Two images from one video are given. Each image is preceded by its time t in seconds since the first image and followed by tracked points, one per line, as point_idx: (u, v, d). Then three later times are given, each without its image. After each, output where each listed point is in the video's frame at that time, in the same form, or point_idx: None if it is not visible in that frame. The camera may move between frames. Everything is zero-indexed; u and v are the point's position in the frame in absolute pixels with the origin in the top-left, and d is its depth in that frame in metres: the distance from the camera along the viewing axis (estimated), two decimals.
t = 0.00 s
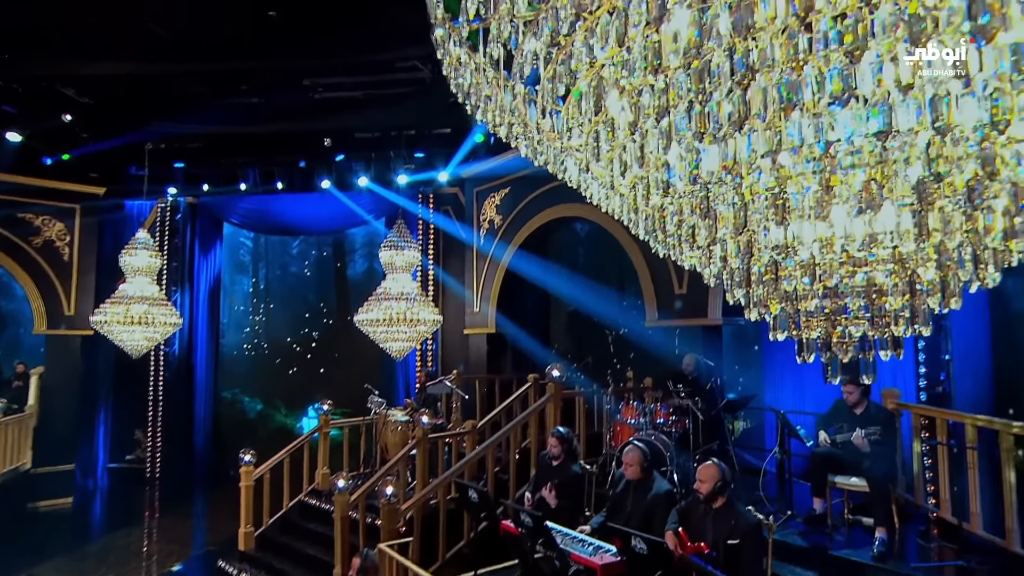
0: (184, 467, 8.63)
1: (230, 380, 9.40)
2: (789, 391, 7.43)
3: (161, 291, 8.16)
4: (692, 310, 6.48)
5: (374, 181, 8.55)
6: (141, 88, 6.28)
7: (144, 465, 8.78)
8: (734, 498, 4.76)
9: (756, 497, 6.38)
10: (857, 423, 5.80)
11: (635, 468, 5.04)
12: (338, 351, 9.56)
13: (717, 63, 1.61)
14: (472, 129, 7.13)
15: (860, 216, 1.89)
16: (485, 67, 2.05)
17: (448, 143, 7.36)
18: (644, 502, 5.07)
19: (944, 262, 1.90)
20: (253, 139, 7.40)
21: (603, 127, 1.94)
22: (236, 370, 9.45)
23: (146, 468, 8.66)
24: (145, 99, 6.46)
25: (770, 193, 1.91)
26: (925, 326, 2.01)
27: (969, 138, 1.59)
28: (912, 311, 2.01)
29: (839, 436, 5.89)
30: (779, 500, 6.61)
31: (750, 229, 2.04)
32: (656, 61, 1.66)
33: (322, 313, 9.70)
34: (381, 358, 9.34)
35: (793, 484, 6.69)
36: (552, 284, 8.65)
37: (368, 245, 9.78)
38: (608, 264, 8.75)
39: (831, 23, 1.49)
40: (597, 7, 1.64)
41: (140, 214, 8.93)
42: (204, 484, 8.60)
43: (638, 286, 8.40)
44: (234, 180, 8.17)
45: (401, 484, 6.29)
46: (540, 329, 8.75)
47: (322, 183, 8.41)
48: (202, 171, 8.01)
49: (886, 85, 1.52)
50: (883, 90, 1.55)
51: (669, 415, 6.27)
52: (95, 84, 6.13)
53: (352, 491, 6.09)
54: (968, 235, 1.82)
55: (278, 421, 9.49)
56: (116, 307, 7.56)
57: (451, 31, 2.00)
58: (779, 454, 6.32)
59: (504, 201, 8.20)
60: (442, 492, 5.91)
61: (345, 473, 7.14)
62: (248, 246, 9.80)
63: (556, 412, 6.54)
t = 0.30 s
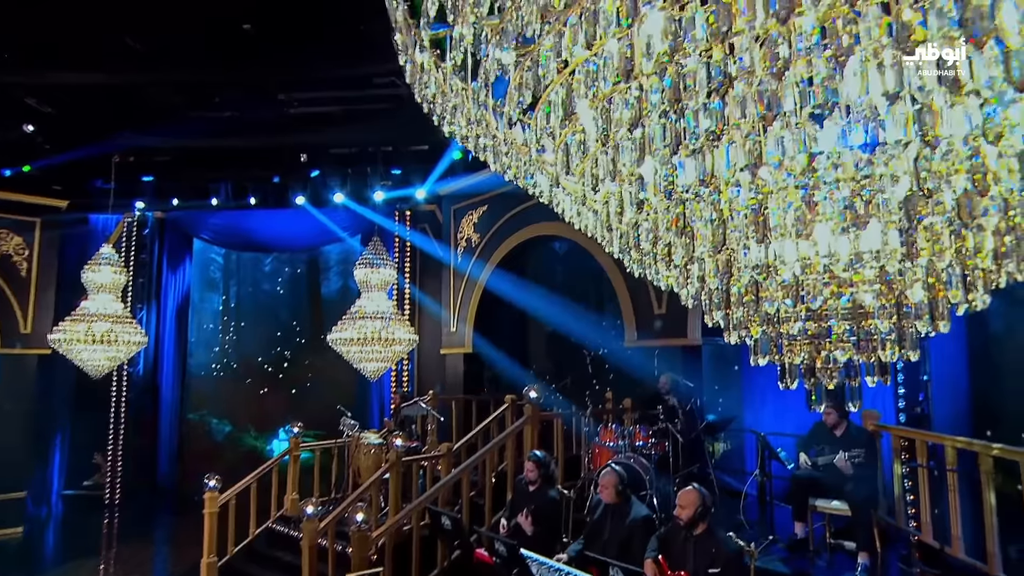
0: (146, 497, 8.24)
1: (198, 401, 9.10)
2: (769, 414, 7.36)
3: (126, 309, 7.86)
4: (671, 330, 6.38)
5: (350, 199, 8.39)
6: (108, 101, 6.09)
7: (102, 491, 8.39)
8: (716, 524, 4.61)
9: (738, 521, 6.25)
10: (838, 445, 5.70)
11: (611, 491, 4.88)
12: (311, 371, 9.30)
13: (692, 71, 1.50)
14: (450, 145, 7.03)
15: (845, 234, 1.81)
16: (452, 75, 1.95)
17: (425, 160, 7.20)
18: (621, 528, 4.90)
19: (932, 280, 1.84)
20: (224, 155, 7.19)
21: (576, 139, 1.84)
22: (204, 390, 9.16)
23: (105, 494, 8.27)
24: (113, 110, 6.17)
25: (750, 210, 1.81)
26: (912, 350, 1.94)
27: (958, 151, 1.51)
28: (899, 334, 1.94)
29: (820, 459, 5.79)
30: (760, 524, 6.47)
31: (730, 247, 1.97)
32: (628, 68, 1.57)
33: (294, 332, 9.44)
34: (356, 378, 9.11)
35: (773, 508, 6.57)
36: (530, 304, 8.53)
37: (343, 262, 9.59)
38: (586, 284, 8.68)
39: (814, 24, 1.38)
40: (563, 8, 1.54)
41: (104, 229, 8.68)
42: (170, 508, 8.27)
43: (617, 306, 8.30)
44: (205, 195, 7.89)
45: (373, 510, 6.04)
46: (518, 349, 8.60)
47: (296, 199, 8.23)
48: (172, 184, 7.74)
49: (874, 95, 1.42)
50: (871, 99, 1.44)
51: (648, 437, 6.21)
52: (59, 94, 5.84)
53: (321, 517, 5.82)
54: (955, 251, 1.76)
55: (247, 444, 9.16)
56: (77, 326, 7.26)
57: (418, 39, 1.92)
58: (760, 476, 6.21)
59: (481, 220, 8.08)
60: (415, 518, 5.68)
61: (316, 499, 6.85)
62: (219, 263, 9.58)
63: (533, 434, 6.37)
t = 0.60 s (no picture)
0: (101, 528, 7.82)
1: (162, 427, 8.77)
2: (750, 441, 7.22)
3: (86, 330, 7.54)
4: (651, 354, 6.27)
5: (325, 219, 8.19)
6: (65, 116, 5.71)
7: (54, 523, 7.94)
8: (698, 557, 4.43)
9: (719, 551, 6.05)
10: (820, 472, 5.53)
11: (587, 520, 4.70)
12: (282, 395, 9.00)
13: (666, 78, 1.40)
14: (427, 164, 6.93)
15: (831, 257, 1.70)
16: (415, 84, 1.83)
17: (402, 180, 7.01)
18: (599, 560, 4.69)
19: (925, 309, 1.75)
20: (193, 168, 6.65)
21: (544, 154, 1.72)
22: (168, 415, 8.83)
23: (57, 526, 7.82)
24: (75, 123, 5.76)
25: (730, 230, 1.71)
26: (905, 382, 1.82)
27: (954, 169, 1.44)
28: (890, 365, 1.81)
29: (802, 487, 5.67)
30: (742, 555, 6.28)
31: (709, 270, 1.86)
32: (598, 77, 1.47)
33: (265, 354, 9.14)
34: (329, 402, 8.83)
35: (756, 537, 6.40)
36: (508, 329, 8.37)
37: (317, 283, 9.36)
38: (565, 309, 8.47)
39: (796, 28, 1.28)
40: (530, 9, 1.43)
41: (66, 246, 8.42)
42: (127, 540, 7.86)
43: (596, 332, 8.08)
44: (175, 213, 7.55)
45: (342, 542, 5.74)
46: (495, 375, 8.39)
47: (270, 219, 7.99)
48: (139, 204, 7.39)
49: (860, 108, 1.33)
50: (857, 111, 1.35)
51: (628, 464, 6.04)
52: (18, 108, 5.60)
53: (286, 550, 5.50)
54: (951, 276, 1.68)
55: (213, 472, 8.77)
56: (34, 348, 6.94)
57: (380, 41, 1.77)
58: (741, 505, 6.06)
59: (459, 241, 7.95)
60: (386, 550, 5.40)
61: (282, 531, 6.51)
62: (188, 283, 9.31)
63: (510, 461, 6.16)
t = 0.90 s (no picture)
0: (57, 555, 7.39)
1: (127, 450, 8.44)
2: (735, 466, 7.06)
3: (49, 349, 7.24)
4: (634, 375, 6.14)
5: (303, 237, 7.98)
6: (32, 126, 5.51)
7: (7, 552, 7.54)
8: None
9: None
10: (805, 496, 5.46)
11: (562, 547, 4.50)
12: (255, 418, 8.73)
13: (642, 81, 1.32)
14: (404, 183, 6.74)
15: (817, 278, 1.63)
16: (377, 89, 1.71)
17: (381, 199, 6.82)
18: None
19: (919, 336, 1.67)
20: (170, 181, 6.28)
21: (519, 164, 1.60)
22: (134, 438, 8.50)
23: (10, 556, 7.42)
24: (41, 134, 5.56)
25: (712, 248, 1.61)
26: (899, 413, 1.71)
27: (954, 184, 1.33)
28: (883, 394, 1.71)
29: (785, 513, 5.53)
30: None
31: (688, 292, 1.77)
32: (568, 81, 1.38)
33: (238, 375, 8.88)
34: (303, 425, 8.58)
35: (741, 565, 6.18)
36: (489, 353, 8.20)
37: (293, 302, 9.16)
38: (546, 330, 8.50)
39: (781, 29, 1.19)
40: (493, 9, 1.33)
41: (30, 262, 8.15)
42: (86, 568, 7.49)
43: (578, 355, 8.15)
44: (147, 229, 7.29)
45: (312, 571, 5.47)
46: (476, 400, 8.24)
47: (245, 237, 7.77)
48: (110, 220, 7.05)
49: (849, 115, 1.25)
50: (843, 120, 1.27)
51: (609, 490, 5.89)
52: None
53: None
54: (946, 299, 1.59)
55: (180, 497, 8.44)
56: None
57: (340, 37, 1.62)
58: (725, 532, 5.89)
59: (439, 261, 7.78)
60: None
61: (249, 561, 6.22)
62: (158, 301, 9.05)
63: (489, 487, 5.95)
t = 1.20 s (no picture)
0: None
1: (81, 480, 8.01)
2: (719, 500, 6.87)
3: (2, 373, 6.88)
4: (613, 403, 6.00)
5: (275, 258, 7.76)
6: None
7: None
8: None
9: None
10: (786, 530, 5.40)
11: None
12: (221, 445, 8.42)
13: (607, 87, 1.21)
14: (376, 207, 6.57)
15: (800, 306, 1.57)
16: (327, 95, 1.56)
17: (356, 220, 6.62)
18: None
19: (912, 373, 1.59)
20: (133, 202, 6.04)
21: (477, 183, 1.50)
22: (89, 466, 8.08)
23: None
24: None
25: (687, 272, 1.55)
26: (890, 453, 1.63)
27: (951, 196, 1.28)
28: (873, 433, 1.63)
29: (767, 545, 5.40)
30: None
31: (662, 322, 1.69)
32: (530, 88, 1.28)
33: (204, 400, 8.56)
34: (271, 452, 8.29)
35: None
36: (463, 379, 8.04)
37: (264, 325, 8.92)
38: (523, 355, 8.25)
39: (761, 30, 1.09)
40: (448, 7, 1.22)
41: None
42: None
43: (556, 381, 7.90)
44: (110, 248, 7.00)
45: None
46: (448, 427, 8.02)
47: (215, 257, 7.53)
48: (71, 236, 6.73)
49: (836, 128, 1.17)
50: (831, 132, 1.18)
51: (586, 521, 5.69)
52: None
53: None
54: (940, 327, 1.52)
55: (138, 529, 8.03)
56: None
57: (283, 43, 1.50)
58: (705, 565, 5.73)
59: (414, 283, 7.60)
60: None
61: None
62: (121, 322, 8.74)
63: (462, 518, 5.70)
